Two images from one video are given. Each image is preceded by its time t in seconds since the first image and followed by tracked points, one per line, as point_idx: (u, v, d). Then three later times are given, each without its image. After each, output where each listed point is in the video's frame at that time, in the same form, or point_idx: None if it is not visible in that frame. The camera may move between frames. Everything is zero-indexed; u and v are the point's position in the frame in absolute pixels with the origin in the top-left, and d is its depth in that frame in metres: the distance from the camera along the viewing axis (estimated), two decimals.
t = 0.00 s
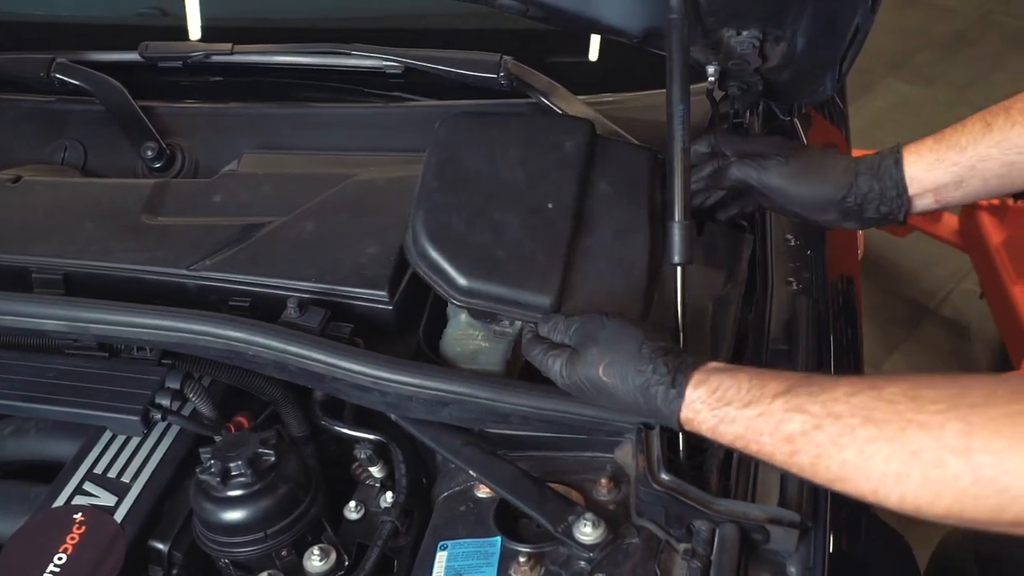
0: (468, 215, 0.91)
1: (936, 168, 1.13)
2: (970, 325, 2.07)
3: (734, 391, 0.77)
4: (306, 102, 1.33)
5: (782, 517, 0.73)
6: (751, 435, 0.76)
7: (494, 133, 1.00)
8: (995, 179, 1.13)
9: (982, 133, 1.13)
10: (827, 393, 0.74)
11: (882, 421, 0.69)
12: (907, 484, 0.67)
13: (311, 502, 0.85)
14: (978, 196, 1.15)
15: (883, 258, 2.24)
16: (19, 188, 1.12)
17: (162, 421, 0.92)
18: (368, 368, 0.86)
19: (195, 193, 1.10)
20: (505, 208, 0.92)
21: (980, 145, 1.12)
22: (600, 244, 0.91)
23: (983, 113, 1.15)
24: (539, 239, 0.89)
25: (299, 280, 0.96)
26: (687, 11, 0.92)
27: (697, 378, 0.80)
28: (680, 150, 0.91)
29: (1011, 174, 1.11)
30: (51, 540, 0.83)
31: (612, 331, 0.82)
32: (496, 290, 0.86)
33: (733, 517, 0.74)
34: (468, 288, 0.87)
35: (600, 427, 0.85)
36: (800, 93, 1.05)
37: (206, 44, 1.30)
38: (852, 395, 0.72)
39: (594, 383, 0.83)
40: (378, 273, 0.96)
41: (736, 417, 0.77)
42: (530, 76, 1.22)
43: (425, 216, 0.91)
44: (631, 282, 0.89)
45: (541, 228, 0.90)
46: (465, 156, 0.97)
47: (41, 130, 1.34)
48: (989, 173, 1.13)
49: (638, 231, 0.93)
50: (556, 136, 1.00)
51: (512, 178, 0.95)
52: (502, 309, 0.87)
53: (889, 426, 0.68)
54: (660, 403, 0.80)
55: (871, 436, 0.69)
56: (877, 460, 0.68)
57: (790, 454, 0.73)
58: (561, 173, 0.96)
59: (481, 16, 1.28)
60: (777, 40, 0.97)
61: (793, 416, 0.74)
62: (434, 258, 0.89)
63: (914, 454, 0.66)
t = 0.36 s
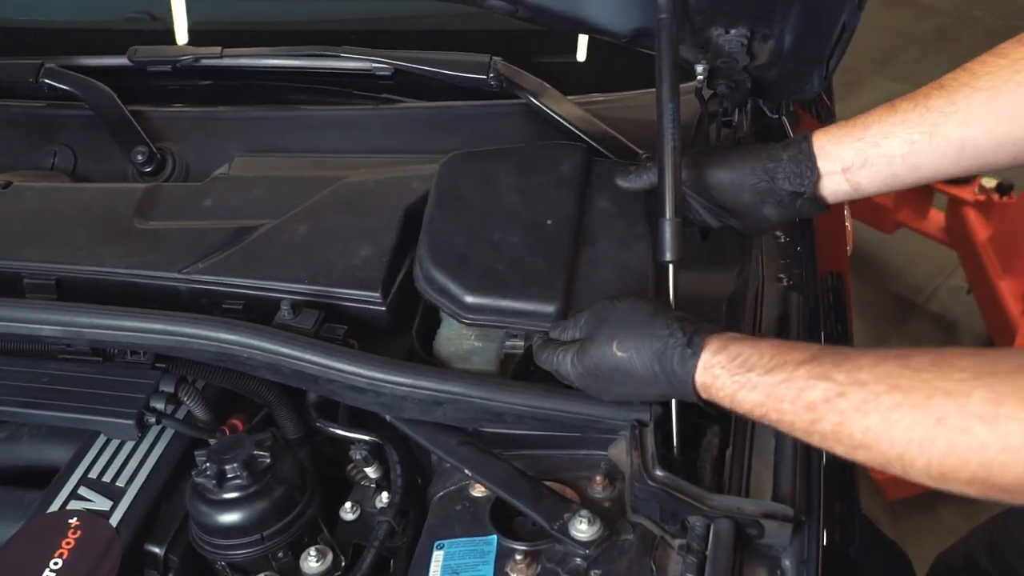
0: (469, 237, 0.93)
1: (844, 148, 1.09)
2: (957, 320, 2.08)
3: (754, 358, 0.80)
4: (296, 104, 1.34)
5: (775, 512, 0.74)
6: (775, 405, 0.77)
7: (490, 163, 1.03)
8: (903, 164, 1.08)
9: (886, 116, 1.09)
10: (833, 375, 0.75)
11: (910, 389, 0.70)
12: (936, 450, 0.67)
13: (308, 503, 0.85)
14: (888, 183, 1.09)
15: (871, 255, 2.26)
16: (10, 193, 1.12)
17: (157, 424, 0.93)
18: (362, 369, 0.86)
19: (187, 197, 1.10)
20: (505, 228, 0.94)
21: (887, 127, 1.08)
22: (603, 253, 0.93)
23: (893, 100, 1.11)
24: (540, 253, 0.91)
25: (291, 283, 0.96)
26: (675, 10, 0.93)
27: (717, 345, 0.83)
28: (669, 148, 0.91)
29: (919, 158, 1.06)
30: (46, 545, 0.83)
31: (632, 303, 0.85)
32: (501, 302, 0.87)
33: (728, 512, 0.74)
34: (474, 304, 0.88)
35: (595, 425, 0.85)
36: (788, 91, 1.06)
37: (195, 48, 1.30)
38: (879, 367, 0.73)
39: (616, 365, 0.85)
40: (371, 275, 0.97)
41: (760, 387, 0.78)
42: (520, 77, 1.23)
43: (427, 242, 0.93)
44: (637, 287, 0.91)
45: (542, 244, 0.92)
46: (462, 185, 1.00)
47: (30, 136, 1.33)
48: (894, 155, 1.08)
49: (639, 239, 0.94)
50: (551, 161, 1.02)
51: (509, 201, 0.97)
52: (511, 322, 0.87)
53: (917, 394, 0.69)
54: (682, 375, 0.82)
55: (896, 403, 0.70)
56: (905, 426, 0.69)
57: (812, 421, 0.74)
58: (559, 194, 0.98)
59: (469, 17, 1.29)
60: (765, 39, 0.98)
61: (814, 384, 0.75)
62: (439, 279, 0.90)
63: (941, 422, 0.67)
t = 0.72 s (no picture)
0: (444, 251, 0.93)
1: (803, 161, 1.09)
2: (945, 315, 2.10)
3: (822, 336, 0.76)
4: (285, 103, 1.33)
5: (767, 504, 0.75)
6: (835, 386, 0.74)
7: (462, 184, 1.03)
8: (859, 177, 1.07)
9: (842, 129, 1.09)
10: (841, 359, 0.74)
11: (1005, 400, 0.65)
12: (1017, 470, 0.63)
13: (301, 501, 0.85)
14: (846, 195, 1.08)
15: (860, 251, 2.27)
16: None
17: (149, 424, 0.92)
18: (356, 366, 0.86)
19: (177, 196, 1.10)
20: (479, 241, 0.94)
21: (843, 139, 1.08)
22: (580, 266, 0.94)
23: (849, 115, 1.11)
24: (515, 263, 0.92)
25: (283, 281, 0.96)
26: (664, 7, 0.94)
27: (784, 318, 0.78)
28: (660, 144, 0.91)
29: (874, 170, 1.06)
30: (39, 545, 0.83)
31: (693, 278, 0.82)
32: (479, 312, 0.87)
33: (720, 505, 0.75)
34: (451, 315, 0.87)
35: (587, 419, 0.86)
36: (777, 87, 1.06)
37: (183, 47, 1.30)
38: (968, 377, 0.68)
39: (664, 343, 0.81)
40: (363, 272, 0.97)
41: (829, 360, 0.75)
42: (509, 74, 1.23)
43: (403, 258, 0.93)
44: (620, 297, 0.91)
45: (517, 254, 0.93)
46: (436, 206, 0.99)
47: (19, 136, 1.33)
48: (850, 166, 1.07)
49: (615, 252, 0.96)
50: (521, 182, 1.02)
51: (483, 218, 0.97)
52: (490, 331, 0.87)
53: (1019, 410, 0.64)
54: (734, 351, 0.78)
55: (988, 404, 0.66)
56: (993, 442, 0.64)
57: (883, 400, 0.71)
58: (532, 210, 0.99)
59: (459, 15, 1.29)
60: (753, 34, 0.98)
61: (889, 369, 0.72)
62: (415, 293, 0.90)
63: None
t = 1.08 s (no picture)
0: (449, 284, 0.95)
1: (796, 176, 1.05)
2: (940, 310, 2.10)
3: (995, 445, 0.72)
4: (281, 103, 1.33)
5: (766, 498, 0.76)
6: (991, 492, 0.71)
7: (465, 211, 1.03)
8: (855, 191, 1.04)
9: (835, 142, 1.06)
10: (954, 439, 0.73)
11: None
12: None
13: (301, 500, 0.85)
14: (842, 209, 1.05)
15: (856, 248, 2.28)
16: None
17: (148, 424, 0.92)
18: (355, 365, 0.86)
19: (174, 195, 1.10)
20: (484, 273, 0.95)
21: (837, 153, 1.05)
22: (580, 290, 0.94)
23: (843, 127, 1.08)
24: (519, 294, 0.93)
25: (281, 280, 0.96)
26: (660, 4, 0.94)
27: (955, 425, 0.74)
28: (657, 139, 0.91)
29: (869, 184, 1.03)
30: (39, 546, 0.82)
31: (859, 384, 0.79)
32: (484, 343, 0.90)
33: (721, 501, 0.77)
34: (457, 348, 0.90)
35: (587, 417, 0.84)
36: (774, 83, 1.06)
37: (179, 47, 1.29)
38: None
39: (820, 450, 0.77)
40: (361, 271, 0.97)
41: (1000, 469, 0.72)
42: (506, 72, 1.22)
43: (409, 291, 0.95)
44: (618, 318, 0.91)
45: (522, 286, 0.94)
46: (440, 236, 1.00)
47: (15, 137, 1.32)
48: (845, 180, 1.04)
49: (615, 274, 0.95)
50: (520, 206, 1.03)
51: (485, 248, 0.98)
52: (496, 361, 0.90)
53: None
54: (897, 456, 0.74)
55: None
56: None
57: None
58: (532, 238, 0.99)
59: (455, 14, 1.29)
60: (750, 30, 0.98)
61: None
62: (424, 329, 0.92)
63: None
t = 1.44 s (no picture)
0: (443, 294, 0.95)
1: (787, 179, 1.05)
2: (933, 307, 2.11)
3: (950, 402, 0.75)
4: (274, 104, 1.33)
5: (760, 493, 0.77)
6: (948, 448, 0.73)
7: (460, 217, 1.03)
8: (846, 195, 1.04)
9: (825, 145, 1.06)
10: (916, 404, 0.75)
11: None
12: None
13: (299, 500, 0.85)
14: (833, 212, 1.05)
15: (850, 246, 2.28)
16: None
17: (144, 425, 0.92)
18: (352, 364, 0.86)
19: (168, 197, 1.09)
20: (476, 282, 0.95)
21: (826, 156, 1.05)
22: (573, 298, 0.94)
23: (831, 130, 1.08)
24: (513, 305, 0.92)
25: (276, 281, 0.96)
26: (654, 2, 0.94)
27: (913, 388, 0.77)
28: (651, 137, 0.91)
29: (860, 187, 1.03)
30: (36, 549, 0.82)
31: (822, 359, 0.82)
32: (479, 352, 0.89)
33: (717, 496, 0.77)
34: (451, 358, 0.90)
35: (585, 414, 0.84)
36: (767, 80, 1.07)
37: (172, 49, 1.29)
38: None
39: (787, 425, 0.80)
40: (357, 271, 0.97)
41: (953, 423, 0.73)
42: (500, 72, 1.22)
43: (403, 301, 0.95)
44: (611, 329, 0.91)
45: (515, 296, 0.93)
46: (433, 245, 1.00)
47: (8, 141, 1.32)
48: (836, 183, 1.04)
49: (606, 282, 0.96)
50: (514, 214, 1.03)
51: (479, 256, 0.98)
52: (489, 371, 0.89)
53: None
54: (861, 421, 0.77)
55: None
56: None
57: (1006, 459, 0.70)
58: (523, 246, 0.99)
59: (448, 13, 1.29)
60: (742, 28, 0.99)
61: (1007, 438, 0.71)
62: (416, 338, 0.92)
63: None
